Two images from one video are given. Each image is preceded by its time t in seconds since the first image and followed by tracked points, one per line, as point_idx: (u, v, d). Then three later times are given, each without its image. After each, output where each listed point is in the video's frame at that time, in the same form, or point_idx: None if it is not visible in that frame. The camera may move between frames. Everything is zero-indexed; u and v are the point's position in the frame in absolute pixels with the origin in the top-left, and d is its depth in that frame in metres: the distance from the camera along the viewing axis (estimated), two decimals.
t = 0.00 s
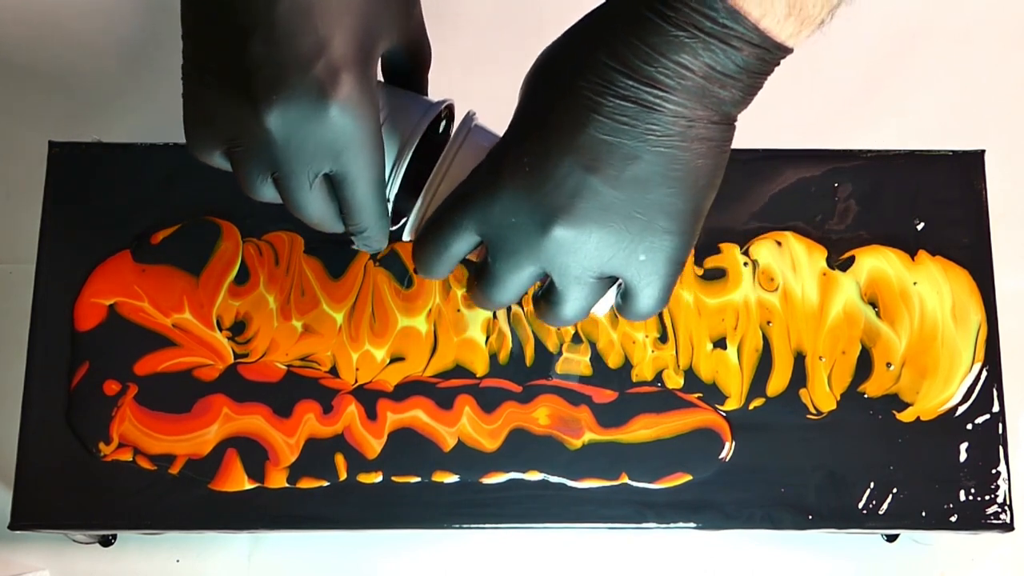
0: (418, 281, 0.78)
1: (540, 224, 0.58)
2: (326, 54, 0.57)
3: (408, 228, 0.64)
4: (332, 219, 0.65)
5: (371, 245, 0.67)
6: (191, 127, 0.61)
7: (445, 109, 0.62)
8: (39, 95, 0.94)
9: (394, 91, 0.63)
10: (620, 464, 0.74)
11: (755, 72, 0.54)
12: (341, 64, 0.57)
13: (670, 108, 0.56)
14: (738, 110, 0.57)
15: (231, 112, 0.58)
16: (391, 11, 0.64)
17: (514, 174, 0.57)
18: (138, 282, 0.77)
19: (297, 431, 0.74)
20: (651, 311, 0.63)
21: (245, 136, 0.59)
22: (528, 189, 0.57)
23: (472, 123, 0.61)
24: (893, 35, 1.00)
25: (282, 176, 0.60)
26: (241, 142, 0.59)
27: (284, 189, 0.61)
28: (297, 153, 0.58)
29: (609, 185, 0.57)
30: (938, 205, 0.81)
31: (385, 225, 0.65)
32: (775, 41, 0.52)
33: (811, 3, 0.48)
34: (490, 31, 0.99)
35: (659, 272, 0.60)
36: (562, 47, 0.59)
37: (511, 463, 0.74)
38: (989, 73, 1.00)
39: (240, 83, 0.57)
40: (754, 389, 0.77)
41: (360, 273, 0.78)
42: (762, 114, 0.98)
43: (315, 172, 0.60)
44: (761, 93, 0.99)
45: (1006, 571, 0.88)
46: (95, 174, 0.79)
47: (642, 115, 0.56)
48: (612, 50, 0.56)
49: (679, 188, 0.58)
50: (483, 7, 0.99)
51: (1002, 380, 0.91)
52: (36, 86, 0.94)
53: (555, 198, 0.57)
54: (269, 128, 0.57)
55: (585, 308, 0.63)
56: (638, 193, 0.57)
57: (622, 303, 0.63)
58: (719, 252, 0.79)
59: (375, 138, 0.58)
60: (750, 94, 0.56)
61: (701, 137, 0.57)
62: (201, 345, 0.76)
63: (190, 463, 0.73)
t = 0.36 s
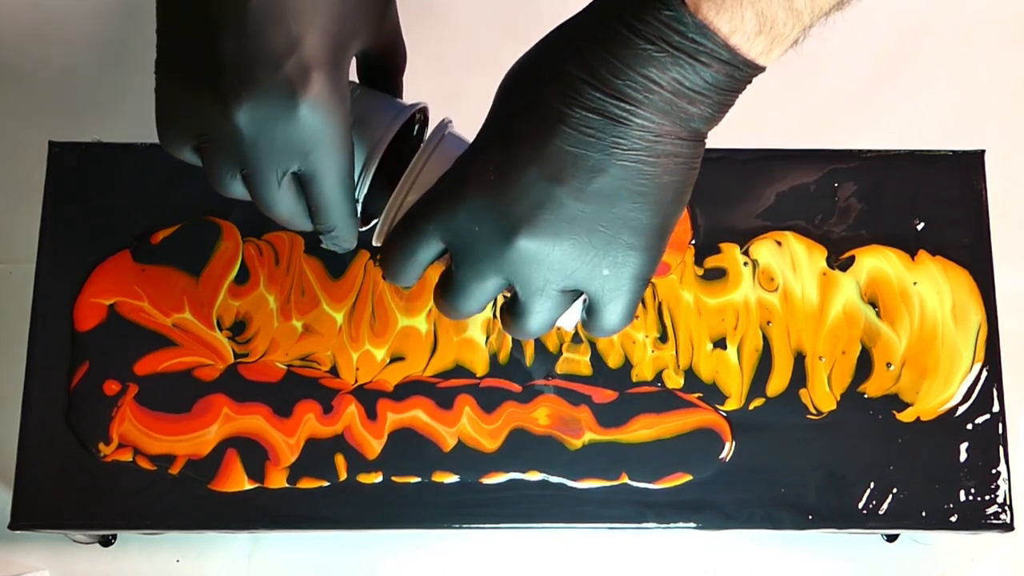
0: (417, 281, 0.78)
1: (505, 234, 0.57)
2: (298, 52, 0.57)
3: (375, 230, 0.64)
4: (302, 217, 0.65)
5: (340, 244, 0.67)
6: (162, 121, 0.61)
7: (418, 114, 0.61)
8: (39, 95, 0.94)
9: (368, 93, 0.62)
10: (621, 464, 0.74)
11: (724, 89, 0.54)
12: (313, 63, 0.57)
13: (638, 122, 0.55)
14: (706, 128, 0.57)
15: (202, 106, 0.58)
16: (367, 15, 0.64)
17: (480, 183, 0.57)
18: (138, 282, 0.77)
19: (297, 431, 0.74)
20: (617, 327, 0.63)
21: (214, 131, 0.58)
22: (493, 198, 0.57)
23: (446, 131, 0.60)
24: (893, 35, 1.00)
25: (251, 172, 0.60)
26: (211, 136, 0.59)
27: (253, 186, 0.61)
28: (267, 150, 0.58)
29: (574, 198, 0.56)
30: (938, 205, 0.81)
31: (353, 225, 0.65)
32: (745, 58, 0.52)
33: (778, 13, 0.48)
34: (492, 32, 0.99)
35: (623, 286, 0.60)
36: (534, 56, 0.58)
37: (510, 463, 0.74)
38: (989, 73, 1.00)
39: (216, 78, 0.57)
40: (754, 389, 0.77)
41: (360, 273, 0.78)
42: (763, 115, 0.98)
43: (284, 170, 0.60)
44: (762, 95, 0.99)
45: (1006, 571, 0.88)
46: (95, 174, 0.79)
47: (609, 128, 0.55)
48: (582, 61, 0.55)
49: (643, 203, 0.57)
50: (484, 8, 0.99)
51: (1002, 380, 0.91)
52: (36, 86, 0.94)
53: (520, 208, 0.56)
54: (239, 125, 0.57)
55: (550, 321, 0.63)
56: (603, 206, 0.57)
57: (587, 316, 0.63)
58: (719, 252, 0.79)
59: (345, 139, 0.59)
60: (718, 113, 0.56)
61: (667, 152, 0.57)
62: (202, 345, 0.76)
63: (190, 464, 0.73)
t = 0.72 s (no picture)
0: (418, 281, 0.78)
1: (477, 231, 0.57)
2: (276, 52, 0.56)
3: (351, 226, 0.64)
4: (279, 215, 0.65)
5: (317, 243, 0.67)
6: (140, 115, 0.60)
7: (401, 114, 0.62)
8: (39, 95, 0.94)
9: (346, 94, 0.62)
10: (621, 464, 0.74)
11: (697, 92, 0.54)
12: (291, 62, 0.56)
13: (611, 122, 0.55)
14: (679, 129, 0.56)
15: (180, 103, 0.58)
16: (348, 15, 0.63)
17: (452, 181, 0.57)
18: (138, 282, 0.77)
19: (297, 431, 0.74)
20: (588, 324, 0.62)
21: (191, 128, 0.58)
22: (465, 196, 0.57)
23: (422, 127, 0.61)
24: (893, 36, 1.00)
25: (228, 170, 0.59)
26: (188, 133, 0.58)
27: (230, 183, 0.61)
28: (244, 148, 0.57)
29: (546, 197, 0.56)
30: (938, 205, 0.81)
31: (330, 223, 0.65)
32: (717, 62, 0.52)
33: (750, 18, 0.48)
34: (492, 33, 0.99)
35: (595, 284, 0.60)
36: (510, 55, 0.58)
37: (510, 463, 0.74)
38: (989, 73, 1.00)
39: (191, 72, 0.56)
40: (754, 389, 0.77)
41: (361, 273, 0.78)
42: (764, 116, 0.99)
43: (261, 169, 0.59)
44: (761, 96, 0.99)
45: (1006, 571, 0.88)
46: (95, 175, 0.79)
47: (581, 128, 0.55)
48: (557, 61, 0.55)
49: (616, 202, 0.57)
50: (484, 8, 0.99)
51: (1002, 380, 0.91)
52: (37, 87, 0.94)
53: (492, 206, 0.56)
54: (217, 121, 0.56)
55: (522, 317, 0.62)
56: (575, 205, 0.57)
57: (560, 314, 0.63)
58: (719, 252, 0.79)
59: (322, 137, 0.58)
60: (692, 115, 0.56)
61: (639, 153, 0.56)
62: (202, 345, 0.76)
63: (190, 464, 0.73)
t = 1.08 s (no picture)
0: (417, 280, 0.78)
1: (448, 223, 0.57)
2: (247, 45, 0.56)
3: (324, 218, 0.64)
4: (249, 208, 0.64)
5: (288, 235, 0.66)
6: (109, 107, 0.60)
7: (372, 109, 0.62)
8: (39, 96, 0.94)
9: (319, 86, 0.62)
10: (621, 464, 0.74)
11: (666, 88, 0.55)
12: (261, 55, 0.56)
13: (581, 116, 0.56)
14: (648, 124, 0.57)
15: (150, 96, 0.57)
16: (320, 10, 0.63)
17: (423, 173, 0.57)
18: (138, 282, 0.77)
19: (297, 431, 0.74)
20: (558, 318, 0.62)
21: (162, 120, 0.58)
22: (436, 188, 0.57)
23: (396, 119, 0.61)
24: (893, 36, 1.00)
25: (198, 161, 0.59)
26: (158, 125, 0.58)
27: (201, 175, 0.60)
28: (215, 139, 0.57)
29: (516, 190, 0.57)
30: (938, 206, 0.81)
31: (303, 215, 0.64)
32: (687, 58, 0.53)
33: (720, 16, 0.49)
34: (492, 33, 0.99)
35: (565, 279, 0.60)
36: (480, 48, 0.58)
37: (510, 463, 0.74)
38: (989, 73, 1.00)
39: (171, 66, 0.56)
40: (754, 389, 0.77)
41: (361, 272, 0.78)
42: (765, 116, 0.98)
43: (232, 160, 0.59)
44: (761, 96, 0.99)
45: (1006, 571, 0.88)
46: (95, 174, 0.79)
47: (552, 122, 0.56)
48: (527, 54, 0.56)
49: (586, 196, 0.58)
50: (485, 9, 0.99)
51: (1002, 380, 0.91)
52: (37, 87, 0.94)
53: (462, 199, 0.57)
54: (187, 112, 0.56)
55: (492, 309, 0.62)
56: (545, 198, 0.57)
57: (531, 309, 0.63)
58: (719, 252, 0.79)
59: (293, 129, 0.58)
60: (661, 110, 0.57)
61: (609, 147, 0.57)
62: (202, 344, 0.76)
63: (190, 464, 0.73)
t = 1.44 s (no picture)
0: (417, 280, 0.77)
1: (417, 223, 0.58)
2: (214, 42, 0.56)
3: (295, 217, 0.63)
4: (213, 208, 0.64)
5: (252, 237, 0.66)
6: (78, 99, 0.60)
7: (340, 111, 0.63)
8: (40, 96, 0.94)
9: (289, 88, 0.63)
10: (621, 464, 0.74)
11: (636, 89, 0.55)
12: (229, 52, 0.57)
13: (550, 117, 0.56)
14: (618, 126, 0.58)
15: (117, 91, 0.57)
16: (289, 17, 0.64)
17: (394, 172, 0.58)
18: (138, 282, 0.77)
19: (297, 431, 0.74)
20: (528, 318, 0.63)
21: (127, 115, 0.58)
22: (406, 187, 0.58)
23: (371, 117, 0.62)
24: (892, 37, 1.00)
25: (162, 158, 0.59)
26: (124, 120, 0.58)
27: (164, 172, 0.60)
28: (179, 136, 0.57)
29: (486, 190, 0.57)
30: (938, 206, 0.81)
31: (267, 217, 0.64)
32: (657, 60, 0.53)
33: (691, 18, 0.49)
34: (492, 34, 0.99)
35: (535, 279, 0.60)
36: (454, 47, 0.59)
37: (511, 463, 0.74)
38: (988, 73, 1.00)
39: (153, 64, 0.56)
40: (754, 389, 0.77)
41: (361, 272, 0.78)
42: (764, 116, 0.98)
43: (196, 158, 0.59)
44: (761, 96, 0.99)
45: (1006, 571, 0.88)
46: (95, 174, 0.79)
47: (522, 122, 0.56)
48: (498, 55, 0.56)
49: (555, 196, 0.58)
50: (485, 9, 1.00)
51: (1002, 380, 0.91)
52: (38, 88, 0.94)
53: (432, 198, 0.58)
54: (153, 107, 0.56)
55: (463, 308, 0.63)
56: (515, 198, 0.58)
57: (502, 309, 0.63)
58: (719, 252, 0.79)
59: (258, 129, 0.58)
60: (632, 112, 0.57)
61: (579, 148, 0.58)
62: (202, 344, 0.76)
63: (190, 465, 0.73)
